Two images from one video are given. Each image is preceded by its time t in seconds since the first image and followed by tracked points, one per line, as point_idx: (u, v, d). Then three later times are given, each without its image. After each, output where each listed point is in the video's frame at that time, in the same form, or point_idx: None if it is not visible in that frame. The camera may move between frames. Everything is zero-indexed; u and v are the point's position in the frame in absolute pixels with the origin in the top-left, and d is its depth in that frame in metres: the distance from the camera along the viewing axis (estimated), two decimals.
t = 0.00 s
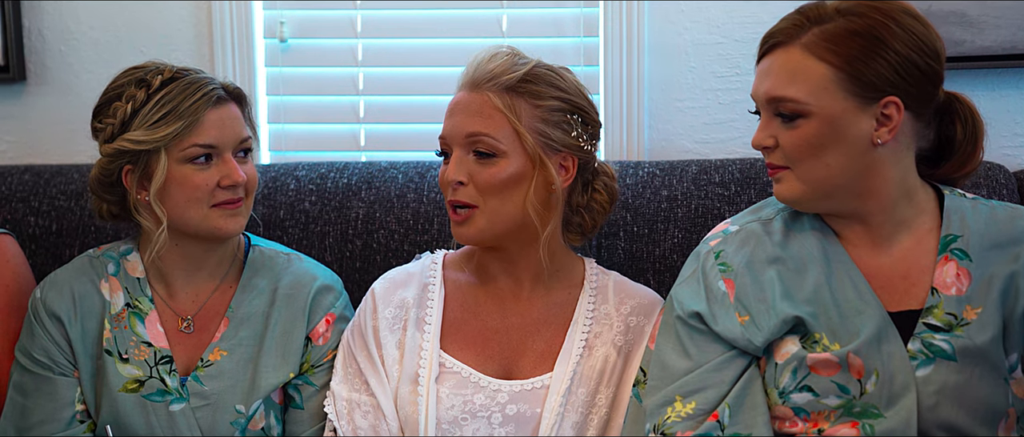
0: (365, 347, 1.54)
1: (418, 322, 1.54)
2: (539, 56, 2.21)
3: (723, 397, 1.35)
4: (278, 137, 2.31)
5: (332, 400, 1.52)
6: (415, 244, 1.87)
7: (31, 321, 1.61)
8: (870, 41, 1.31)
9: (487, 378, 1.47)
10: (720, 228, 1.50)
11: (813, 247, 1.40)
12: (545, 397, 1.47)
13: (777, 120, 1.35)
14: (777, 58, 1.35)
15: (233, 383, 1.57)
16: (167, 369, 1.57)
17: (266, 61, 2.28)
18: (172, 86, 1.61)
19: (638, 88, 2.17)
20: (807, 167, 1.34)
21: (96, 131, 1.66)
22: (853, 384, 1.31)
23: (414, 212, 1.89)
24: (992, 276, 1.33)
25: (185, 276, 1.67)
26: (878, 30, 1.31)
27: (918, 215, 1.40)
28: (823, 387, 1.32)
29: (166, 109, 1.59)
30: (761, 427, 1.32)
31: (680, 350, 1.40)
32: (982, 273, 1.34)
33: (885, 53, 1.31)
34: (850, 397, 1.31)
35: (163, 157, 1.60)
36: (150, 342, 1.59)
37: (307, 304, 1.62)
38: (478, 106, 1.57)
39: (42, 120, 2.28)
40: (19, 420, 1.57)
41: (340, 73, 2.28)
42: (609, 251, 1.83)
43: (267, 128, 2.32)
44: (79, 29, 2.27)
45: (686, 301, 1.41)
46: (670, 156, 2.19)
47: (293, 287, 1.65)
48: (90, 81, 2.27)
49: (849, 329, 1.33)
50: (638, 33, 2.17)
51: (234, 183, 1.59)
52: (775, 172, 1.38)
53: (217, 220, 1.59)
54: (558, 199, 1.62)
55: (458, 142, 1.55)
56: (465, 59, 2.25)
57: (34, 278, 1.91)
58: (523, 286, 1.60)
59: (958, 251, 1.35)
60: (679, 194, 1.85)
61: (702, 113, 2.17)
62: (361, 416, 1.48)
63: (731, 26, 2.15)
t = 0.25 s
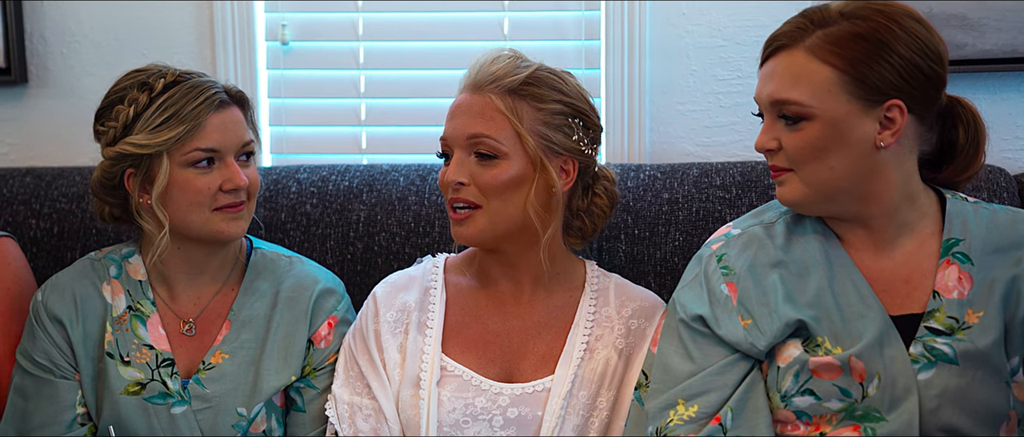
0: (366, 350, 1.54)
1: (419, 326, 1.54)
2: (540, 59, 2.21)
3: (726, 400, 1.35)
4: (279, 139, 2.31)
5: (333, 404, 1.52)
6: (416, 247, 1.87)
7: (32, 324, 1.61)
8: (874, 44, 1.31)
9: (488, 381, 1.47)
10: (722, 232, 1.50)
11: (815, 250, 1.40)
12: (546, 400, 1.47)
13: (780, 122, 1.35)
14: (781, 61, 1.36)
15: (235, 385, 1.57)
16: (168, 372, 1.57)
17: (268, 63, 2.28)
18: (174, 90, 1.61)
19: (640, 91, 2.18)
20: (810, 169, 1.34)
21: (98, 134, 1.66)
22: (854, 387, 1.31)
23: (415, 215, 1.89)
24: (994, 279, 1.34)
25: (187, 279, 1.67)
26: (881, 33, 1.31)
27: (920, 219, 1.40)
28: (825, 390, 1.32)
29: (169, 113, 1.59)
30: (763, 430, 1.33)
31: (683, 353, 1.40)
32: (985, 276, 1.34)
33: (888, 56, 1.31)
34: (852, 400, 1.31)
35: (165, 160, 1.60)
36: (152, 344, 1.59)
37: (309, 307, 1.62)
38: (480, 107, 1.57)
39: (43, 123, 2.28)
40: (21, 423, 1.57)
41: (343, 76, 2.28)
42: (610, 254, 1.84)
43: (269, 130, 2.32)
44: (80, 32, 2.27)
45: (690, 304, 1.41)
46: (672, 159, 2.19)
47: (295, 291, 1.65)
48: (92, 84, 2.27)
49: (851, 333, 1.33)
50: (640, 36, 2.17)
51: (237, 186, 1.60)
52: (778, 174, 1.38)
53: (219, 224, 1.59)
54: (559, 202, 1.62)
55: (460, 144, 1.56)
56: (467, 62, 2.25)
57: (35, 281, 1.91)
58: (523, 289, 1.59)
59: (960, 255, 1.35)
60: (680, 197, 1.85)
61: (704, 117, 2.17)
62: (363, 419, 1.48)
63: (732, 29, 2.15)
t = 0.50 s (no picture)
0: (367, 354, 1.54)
1: (420, 330, 1.54)
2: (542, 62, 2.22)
3: (726, 404, 1.36)
4: (281, 142, 2.31)
5: (335, 408, 1.53)
6: (417, 250, 1.87)
7: (34, 326, 1.62)
8: (875, 49, 1.32)
9: (488, 385, 1.47)
10: (723, 236, 1.51)
11: (816, 255, 1.40)
12: (546, 403, 1.47)
13: (780, 126, 1.35)
14: (782, 65, 1.36)
15: (236, 388, 1.57)
16: (170, 374, 1.57)
17: (269, 67, 2.29)
18: (175, 93, 1.62)
19: (641, 95, 2.18)
20: (811, 173, 1.34)
21: (99, 137, 1.66)
22: (855, 392, 1.31)
23: (416, 218, 1.89)
24: (995, 284, 1.34)
25: (188, 282, 1.67)
26: (882, 37, 1.32)
27: (921, 223, 1.40)
28: (825, 395, 1.32)
29: (169, 117, 1.59)
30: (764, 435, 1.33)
31: (684, 357, 1.40)
32: (985, 280, 1.34)
33: (888, 60, 1.32)
34: (852, 405, 1.31)
35: (165, 164, 1.60)
36: (154, 347, 1.60)
37: (310, 310, 1.63)
38: (499, 106, 1.56)
39: (45, 126, 2.28)
40: (22, 426, 1.57)
41: (343, 79, 2.29)
42: (611, 257, 1.84)
43: (270, 133, 2.32)
44: (82, 35, 2.27)
45: (691, 308, 1.42)
46: (672, 162, 2.19)
47: (296, 294, 1.65)
48: (93, 86, 2.28)
49: (852, 337, 1.33)
50: (641, 39, 2.17)
51: (237, 190, 1.60)
52: (778, 178, 1.38)
53: (219, 228, 1.60)
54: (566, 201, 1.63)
55: (480, 142, 1.53)
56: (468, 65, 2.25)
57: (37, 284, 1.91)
58: (524, 292, 1.59)
59: (960, 259, 1.35)
60: (681, 200, 1.86)
61: (704, 120, 2.17)
62: (364, 422, 1.48)
63: (734, 32, 2.15)
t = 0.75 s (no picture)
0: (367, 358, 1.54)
1: (420, 335, 1.55)
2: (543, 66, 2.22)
3: (727, 409, 1.36)
4: (282, 146, 2.32)
5: (336, 412, 1.53)
6: (418, 253, 1.87)
7: (35, 330, 1.62)
8: (875, 54, 1.32)
9: (489, 389, 1.47)
10: (723, 241, 1.51)
11: (817, 260, 1.40)
12: (546, 406, 1.47)
13: (780, 131, 1.36)
14: (782, 70, 1.36)
15: (236, 391, 1.57)
16: (171, 378, 1.58)
17: (270, 70, 2.29)
18: (176, 97, 1.62)
19: (641, 99, 2.18)
20: (810, 178, 1.34)
21: (100, 140, 1.66)
22: (855, 397, 1.31)
23: (417, 222, 1.89)
24: (995, 289, 1.34)
25: (189, 285, 1.67)
26: (882, 42, 1.32)
27: (921, 228, 1.40)
28: (826, 399, 1.32)
29: (170, 121, 1.59)
30: None
31: (684, 362, 1.40)
32: (985, 285, 1.34)
33: (888, 65, 1.32)
34: (853, 409, 1.31)
35: (166, 168, 1.60)
36: (155, 350, 1.60)
37: (311, 314, 1.63)
38: (528, 106, 1.57)
39: (46, 129, 2.28)
40: (23, 428, 1.58)
41: (345, 83, 2.29)
42: (611, 261, 1.84)
43: (272, 137, 2.33)
44: (84, 39, 2.28)
45: (691, 313, 1.42)
46: (673, 166, 2.19)
47: (297, 298, 1.65)
48: (95, 90, 2.28)
49: (852, 342, 1.33)
50: (641, 43, 2.17)
51: (237, 194, 1.60)
52: (779, 182, 1.38)
53: (219, 232, 1.60)
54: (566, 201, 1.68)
55: (520, 143, 1.53)
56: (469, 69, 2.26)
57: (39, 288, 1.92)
58: (526, 295, 1.58)
59: (960, 264, 1.36)
60: (681, 204, 1.86)
61: (705, 124, 2.17)
62: (365, 427, 1.49)
63: (734, 37, 2.15)
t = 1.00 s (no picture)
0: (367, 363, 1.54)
1: (420, 341, 1.55)
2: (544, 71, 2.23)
3: (727, 414, 1.36)
4: (283, 151, 2.32)
5: (336, 417, 1.53)
6: (419, 258, 1.88)
7: (35, 334, 1.62)
8: (875, 61, 1.32)
9: (488, 395, 1.47)
10: (724, 246, 1.52)
11: (817, 265, 1.41)
12: (545, 412, 1.47)
13: (781, 137, 1.36)
14: (782, 76, 1.37)
15: (237, 396, 1.57)
16: (171, 382, 1.58)
17: (271, 75, 2.30)
18: (179, 103, 1.62)
19: (642, 104, 2.18)
20: (810, 184, 1.34)
21: (103, 145, 1.67)
22: (856, 402, 1.32)
23: (418, 227, 1.90)
24: (995, 294, 1.34)
25: (190, 290, 1.67)
26: (882, 49, 1.32)
27: (921, 234, 1.41)
28: (826, 405, 1.33)
29: (172, 126, 1.60)
30: None
31: (685, 367, 1.40)
32: (985, 291, 1.34)
33: (888, 72, 1.32)
34: (853, 415, 1.32)
35: (168, 173, 1.60)
36: (155, 354, 1.60)
37: (312, 318, 1.63)
38: (530, 115, 1.57)
39: (47, 134, 2.29)
40: (23, 432, 1.58)
41: (346, 88, 2.30)
42: (612, 266, 1.84)
43: (272, 142, 2.33)
44: (85, 44, 2.28)
45: (691, 319, 1.42)
46: (673, 171, 2.20)
47: (298, 302, 1.66)
48: (96, 95, 2.29)
49: (853, 347, 1.33)
50: (642, 49, 2.17)
51: (239, 199, 1.61)
52: (779, 188, 1.39)
53: (220, 238, 1.60)
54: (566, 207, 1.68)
55: (520, 152, 1.53)
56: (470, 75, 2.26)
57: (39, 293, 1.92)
58: (526, 301, 1.58)
59: (961, 269, 1.36)
60: (682, 209, 1.86)
61: (705, 129, 2.18)
62: (365, 432, 1.49)
63: (734, 42, 2.16)
